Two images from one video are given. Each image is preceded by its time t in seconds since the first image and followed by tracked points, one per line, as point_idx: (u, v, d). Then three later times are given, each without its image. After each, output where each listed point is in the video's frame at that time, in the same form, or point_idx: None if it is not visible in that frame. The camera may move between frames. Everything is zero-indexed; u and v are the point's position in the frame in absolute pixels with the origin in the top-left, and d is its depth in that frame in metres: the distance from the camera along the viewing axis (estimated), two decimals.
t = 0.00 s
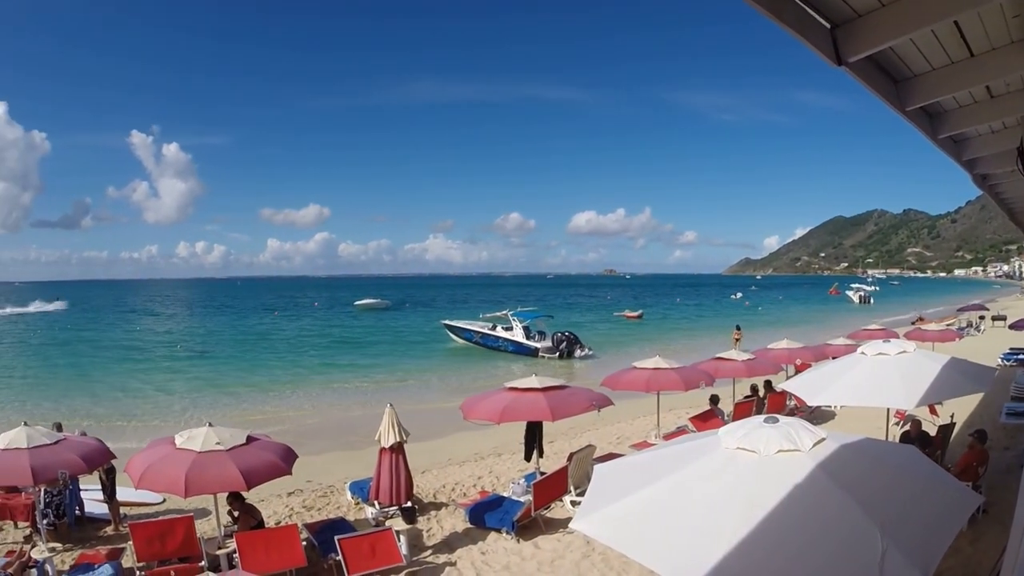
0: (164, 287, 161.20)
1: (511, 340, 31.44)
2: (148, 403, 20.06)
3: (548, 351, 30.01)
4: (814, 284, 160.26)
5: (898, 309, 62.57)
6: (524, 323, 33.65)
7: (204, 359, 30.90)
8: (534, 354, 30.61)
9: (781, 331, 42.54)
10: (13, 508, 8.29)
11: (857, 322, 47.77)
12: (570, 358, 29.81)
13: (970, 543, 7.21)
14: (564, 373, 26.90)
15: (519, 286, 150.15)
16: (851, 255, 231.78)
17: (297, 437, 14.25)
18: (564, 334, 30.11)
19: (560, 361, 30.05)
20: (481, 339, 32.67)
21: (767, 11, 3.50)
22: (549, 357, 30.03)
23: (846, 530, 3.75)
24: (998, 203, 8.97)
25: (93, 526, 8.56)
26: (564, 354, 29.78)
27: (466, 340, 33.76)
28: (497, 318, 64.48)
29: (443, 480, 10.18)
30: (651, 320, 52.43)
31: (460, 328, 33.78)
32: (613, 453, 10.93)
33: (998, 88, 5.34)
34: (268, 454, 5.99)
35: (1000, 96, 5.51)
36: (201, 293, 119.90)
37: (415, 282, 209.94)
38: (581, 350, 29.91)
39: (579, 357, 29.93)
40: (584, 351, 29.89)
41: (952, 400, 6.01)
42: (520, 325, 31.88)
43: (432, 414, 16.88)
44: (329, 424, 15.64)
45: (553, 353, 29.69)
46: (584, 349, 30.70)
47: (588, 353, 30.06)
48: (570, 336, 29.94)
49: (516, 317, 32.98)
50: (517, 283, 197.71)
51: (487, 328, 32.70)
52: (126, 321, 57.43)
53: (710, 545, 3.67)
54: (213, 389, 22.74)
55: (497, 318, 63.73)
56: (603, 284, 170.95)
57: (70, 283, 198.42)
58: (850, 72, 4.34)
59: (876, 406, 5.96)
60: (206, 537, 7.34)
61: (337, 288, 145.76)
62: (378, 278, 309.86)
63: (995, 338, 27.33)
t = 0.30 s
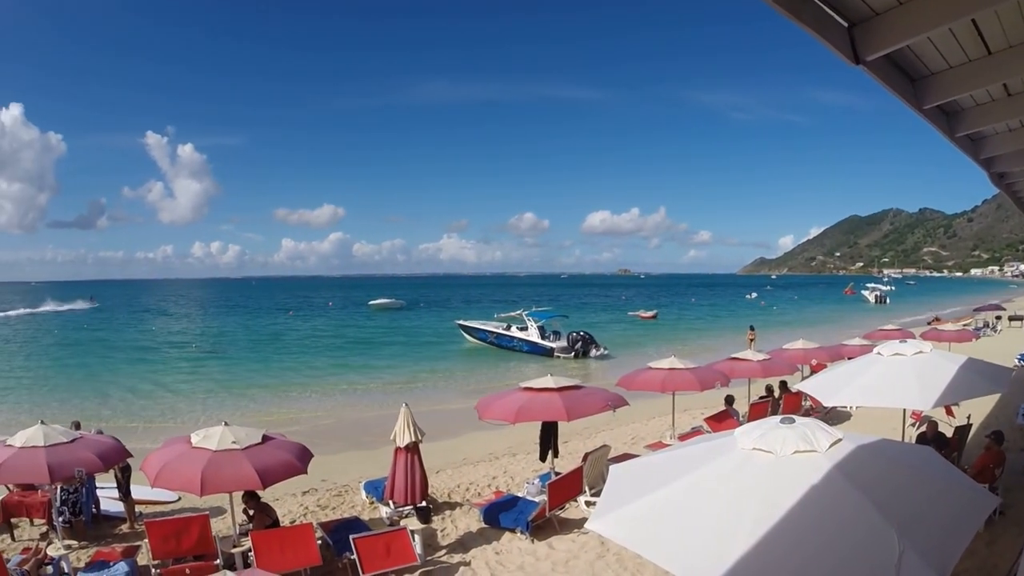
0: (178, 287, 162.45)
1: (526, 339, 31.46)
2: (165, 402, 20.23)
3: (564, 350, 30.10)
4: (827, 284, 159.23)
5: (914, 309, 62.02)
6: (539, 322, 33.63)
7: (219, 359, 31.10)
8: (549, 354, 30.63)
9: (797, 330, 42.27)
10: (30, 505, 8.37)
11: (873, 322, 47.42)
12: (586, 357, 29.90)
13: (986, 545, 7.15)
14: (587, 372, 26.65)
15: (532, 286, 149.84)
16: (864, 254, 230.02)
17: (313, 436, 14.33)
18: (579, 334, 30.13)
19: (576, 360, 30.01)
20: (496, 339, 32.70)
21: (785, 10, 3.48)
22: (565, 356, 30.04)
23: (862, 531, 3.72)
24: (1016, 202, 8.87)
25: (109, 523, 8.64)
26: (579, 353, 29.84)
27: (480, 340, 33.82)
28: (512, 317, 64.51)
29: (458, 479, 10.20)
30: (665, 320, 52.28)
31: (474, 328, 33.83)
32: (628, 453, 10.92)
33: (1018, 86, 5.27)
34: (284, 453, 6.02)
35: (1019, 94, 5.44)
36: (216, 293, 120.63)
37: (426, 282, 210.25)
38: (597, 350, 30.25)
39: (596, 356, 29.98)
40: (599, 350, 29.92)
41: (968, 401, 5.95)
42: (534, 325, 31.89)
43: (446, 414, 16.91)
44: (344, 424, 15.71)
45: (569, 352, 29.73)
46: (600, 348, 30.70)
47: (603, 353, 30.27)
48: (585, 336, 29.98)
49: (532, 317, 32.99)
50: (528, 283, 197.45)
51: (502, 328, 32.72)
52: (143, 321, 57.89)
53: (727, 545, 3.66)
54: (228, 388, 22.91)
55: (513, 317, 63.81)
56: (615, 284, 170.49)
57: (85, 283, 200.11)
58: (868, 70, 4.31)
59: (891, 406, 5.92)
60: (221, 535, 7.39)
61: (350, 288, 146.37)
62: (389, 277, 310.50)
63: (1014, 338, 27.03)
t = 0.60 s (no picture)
0: (194, 287, 163.86)
1: (542, 339, 31.48)
2: (183, 401, 20.43)
3: (580, 350, 30.07)
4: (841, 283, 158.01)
5: (932, 309, 61.34)
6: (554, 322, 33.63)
7: (235, 358, 31.36)
8: (566, 353, 30.64)
9: (813, 330, 41.96)
10: (48, 502, 8.48)
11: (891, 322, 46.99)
12: (602, 356, 30.02)
13: (1005, 548, 7.07)
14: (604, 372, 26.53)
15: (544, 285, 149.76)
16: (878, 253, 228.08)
17: (328, 435, 14.41)
18: (595, 334, 30.17)
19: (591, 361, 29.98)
20: (511, 339, 32.74)
21: (803, 8, 3.47)
22: (581, 356, 30.05)
23: (879, 533, 3.70)
24: None
25: (125, 521, 8.73)
26: (595, 352, 29.93)
27: (494, 340, 33.84)
28: (527, 317, 64.49)
29: (473, 479, 10.21)
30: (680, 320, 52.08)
31: (489, 328, 33.87)
32: (644, 454, 10.89)
33: None
34: (301, 452, 6.06)
35: None
36: (233, 293, 121.47)
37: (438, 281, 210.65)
38: (612, 350, 30.31)
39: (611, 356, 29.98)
40: (615, 350, 29.95)
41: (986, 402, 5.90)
42: (550, 324, 31.88)
43: (461, 413, 16.95)
44: (359, 423, 15.79)
45: (585, 352, 29.79)
46: (616, 348, 30.73)
47: (619, 353, 30.29)
48: (601, 336, 30.04)
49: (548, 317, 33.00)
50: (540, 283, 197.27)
51: (517, 327, 32.76)
52: (162, 321, 58.51)
53: (744, 546, 3.64)
54: (244, 387, 23.11)
55: (527, 317, 63.83)
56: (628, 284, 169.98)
57: (101, 283, 201.96)
58: (886, 68, 4.28)
59: (908, 407, 5.88)
60: (237, 533, 7.45)
61: (363, 288, 146.95)
62: (400, 277, 311.28)
63: None
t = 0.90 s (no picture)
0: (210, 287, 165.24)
1: (559, 339, 31.47)
2: (201, 400, 20.63)
3: (598, 350, 30.16)
4: (857, 284, 156.74)
5: (953, 309, 60.63)
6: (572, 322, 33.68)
7: (251, 358, 31.63)
8: (583, 353, 30.64)
9: (831, 330, 41.62)
10: (65, 499, 8.57)
11: (910, 323, 46.51)
12: (618, 357, 30.27)
13: None
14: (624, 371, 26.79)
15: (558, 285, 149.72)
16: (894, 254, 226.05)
17: (345, 434, 14.50)
18: (612, 334, 30.24)
19: (607, 361, 29.91)
20: (528, 338, 32.77)
21: (821, 8, 3.45)
22: (598, 356, 30.08)
23: (896, 534, 3.67)
24: None
25: (142, 518, 8.82)
26: (612, 353, 30.11)
27: (511, 340, 33.89)
28: (542, 318, 64.51)
29: (489, 479, 10.23)
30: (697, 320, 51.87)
31: (505, 328, 33.92)
32: (661, 454, 10.87)
33: None
34: (317, 451, 6.09)
35: None
36: (250, 293, 122.45)
37: (451, 282, 211.13)
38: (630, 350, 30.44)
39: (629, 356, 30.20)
40: (632, 350, 30.02)
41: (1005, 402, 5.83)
42: (567, 325, 31.87)
43: (476, 413, 17.00)
44: (376, 422, 15.88)
45: (602, 352, 29.83)
46: (633, 348, 30.73)
47: (636, 353, 30.43)
48: (618, 336, 30.15)
49: (565, 317, 33.01)
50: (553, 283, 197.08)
51: (534, 327, 32.79)
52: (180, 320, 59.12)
53: (761, 547, 3.63)
54: (262, 387, 23.32)
55: (543, 317, 63.77)
56: (641, 285, 169.48)
57: (119, 284, 204.21)
58: (903, 66, 4.24)
59: (927, 408, 5.82)
60: (253, 532, 7.50)
61: (378, 288, 147.61)
62: (412, 278, 312.17)
63: None
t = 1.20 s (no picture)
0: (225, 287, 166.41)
1: (574, 339, 31.44)
2: (216, 399, 20.75)
3: (613, 350, 29.94)
4: (872, 284, 155.60)
5: (972, 310, 60.04)
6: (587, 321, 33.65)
7: (264, 357, 31.79)
8: (598, 353, 30.62)
9: (848, 330, 41.25)
10: (81, 496, 8.66)
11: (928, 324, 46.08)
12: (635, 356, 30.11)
13: None
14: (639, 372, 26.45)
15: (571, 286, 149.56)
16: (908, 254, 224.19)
17: (359, 433, 14.54)
18: (628, 333, 30.22)
19: (622, 361, 29.84)
20: (544, 337, 32.75)
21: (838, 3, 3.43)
22: (613, 356, 30.06)
23: (912, 536, 3.64)
24: None
25: (158, 515, 8.90)
26: (627, 352, 30.03)
27: (526, 339, 33.89)
28: (556, 317, 64.53)
29: (504, 478, 10.25)
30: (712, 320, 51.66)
31: (520, 327, 33.94)
32: (676, 454, 10.84)
33: None
34: (332, 449, 6.13)
35: None
36: (265, 293, 122.61)
37: (462, 281, 211.15)
38: (645, 349, 30.44)
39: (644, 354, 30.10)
40: (648, 349, 30.04)
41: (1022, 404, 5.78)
42: (582, 324, 31.83)
43: (491, 412, 17.03)
44: (391, 421, 15.94)
45: (618, 351, 29.80)
46: (648, 347, 30.67)
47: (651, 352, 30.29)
48: (634, 335, 30.12)
49: (580, 316, 32.98)
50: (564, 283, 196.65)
51: (549, 326, 32.75)
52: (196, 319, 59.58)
53: (776, 549, 3.63)
54: (277, 385, 23.46)
55: (556, 317, 63.61)
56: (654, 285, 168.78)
57: (134, 283, 205.88)
58: (921, 63, 4.21)
59: (944, 410, 5.79)
60: (268, 529, 7.55)
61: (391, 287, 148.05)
62: (423, 277, 312.59)
63: None
